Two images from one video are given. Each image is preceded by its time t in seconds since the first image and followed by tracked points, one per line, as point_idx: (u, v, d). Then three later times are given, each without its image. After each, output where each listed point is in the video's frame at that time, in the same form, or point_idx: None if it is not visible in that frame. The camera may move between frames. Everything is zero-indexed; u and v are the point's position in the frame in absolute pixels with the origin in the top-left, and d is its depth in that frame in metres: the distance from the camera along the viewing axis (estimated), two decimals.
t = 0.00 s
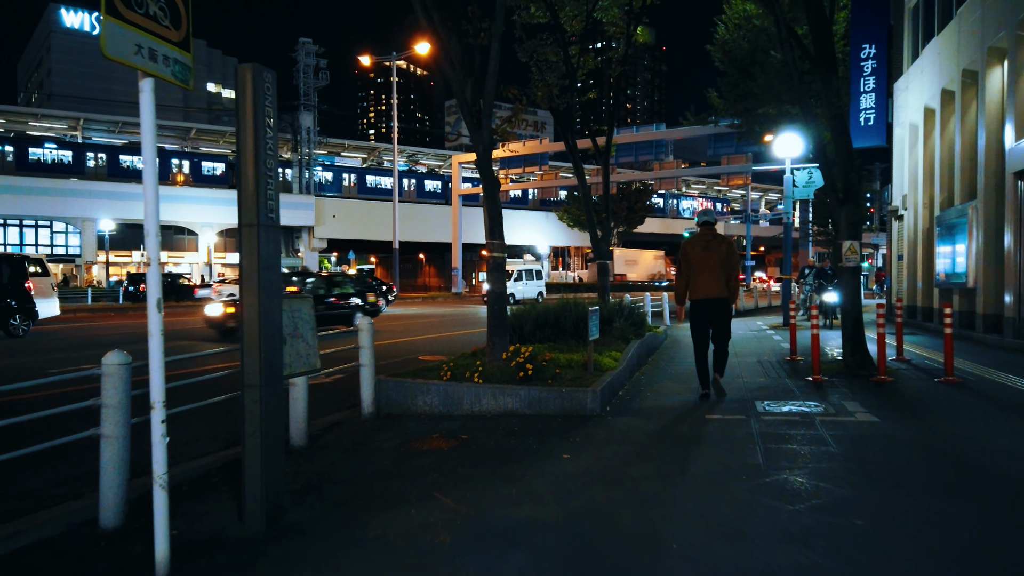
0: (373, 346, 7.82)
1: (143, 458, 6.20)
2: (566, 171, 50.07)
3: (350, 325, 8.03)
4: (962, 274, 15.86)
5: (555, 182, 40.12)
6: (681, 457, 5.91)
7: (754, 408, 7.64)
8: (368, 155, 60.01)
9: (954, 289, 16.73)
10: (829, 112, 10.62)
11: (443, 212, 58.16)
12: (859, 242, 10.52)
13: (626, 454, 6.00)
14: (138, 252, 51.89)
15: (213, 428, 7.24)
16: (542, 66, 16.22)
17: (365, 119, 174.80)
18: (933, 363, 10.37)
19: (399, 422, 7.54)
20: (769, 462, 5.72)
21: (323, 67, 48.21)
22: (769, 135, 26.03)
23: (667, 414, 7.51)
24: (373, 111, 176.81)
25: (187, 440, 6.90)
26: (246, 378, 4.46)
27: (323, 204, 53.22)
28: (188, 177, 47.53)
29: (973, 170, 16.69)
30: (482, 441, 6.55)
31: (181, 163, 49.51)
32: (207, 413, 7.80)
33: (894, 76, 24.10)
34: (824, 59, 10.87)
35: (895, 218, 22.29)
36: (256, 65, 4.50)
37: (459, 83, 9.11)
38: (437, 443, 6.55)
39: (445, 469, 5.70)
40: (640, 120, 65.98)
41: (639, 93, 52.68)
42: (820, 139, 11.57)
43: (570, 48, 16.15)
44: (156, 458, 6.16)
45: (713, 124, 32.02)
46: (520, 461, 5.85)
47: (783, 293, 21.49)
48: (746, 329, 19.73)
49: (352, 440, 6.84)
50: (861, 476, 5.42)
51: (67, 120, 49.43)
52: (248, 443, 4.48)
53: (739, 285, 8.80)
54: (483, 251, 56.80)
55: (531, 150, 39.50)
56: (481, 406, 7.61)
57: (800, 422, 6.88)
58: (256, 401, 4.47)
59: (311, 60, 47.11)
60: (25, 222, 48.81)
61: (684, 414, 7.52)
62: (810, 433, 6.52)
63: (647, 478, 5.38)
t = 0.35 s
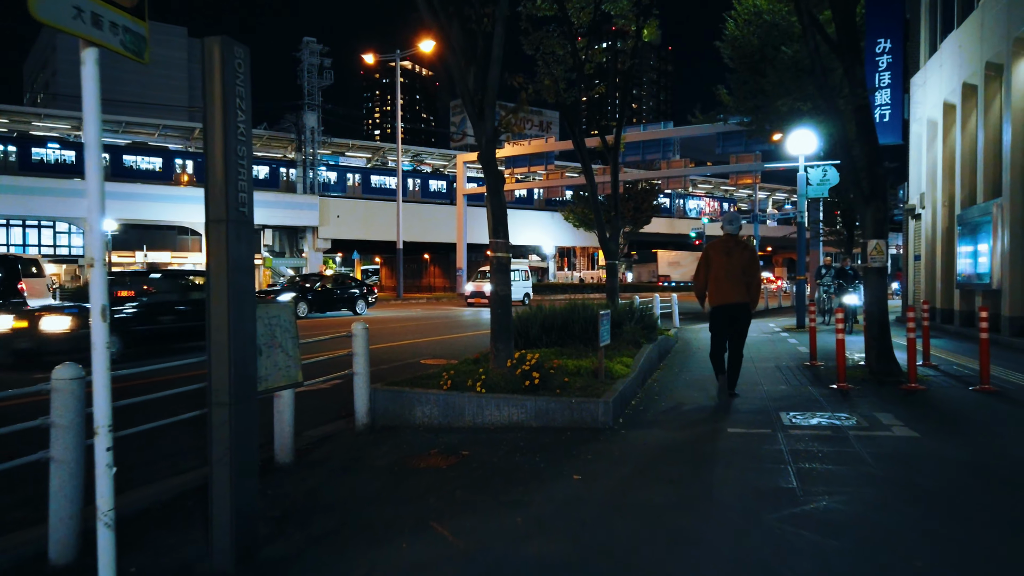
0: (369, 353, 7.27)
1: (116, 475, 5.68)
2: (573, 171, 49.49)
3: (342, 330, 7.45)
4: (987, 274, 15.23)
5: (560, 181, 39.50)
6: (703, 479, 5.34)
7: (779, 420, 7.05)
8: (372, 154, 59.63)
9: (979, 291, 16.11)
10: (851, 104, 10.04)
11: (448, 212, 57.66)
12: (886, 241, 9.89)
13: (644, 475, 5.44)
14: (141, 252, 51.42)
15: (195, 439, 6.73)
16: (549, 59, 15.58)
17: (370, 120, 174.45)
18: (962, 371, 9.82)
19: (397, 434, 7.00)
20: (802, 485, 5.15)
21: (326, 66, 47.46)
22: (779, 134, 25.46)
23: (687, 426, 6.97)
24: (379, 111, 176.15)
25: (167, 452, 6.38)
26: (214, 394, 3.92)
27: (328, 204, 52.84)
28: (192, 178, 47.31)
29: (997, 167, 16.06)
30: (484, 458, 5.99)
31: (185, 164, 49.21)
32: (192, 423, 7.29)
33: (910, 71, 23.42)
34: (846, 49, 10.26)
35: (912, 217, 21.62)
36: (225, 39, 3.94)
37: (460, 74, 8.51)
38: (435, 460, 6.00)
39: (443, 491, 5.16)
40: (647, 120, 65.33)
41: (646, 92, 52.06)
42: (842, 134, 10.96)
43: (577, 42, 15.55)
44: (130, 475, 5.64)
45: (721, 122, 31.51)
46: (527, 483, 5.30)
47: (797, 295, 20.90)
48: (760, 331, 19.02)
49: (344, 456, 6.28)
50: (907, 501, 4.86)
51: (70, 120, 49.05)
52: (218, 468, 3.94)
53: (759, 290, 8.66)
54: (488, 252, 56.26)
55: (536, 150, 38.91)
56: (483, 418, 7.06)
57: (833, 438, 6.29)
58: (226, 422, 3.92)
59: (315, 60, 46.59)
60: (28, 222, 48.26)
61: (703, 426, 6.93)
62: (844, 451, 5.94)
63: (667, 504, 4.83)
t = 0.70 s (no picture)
0: (354, 362, 6.70)
1: (70, 499, 5.13)
2: (574, 171, 48.96)
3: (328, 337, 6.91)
4: (1003, 275, 14.73)
5: (561, 181, 38.91)
6: (722, 506, 4.80)
7: (800, 434, 6.49)
8: (373, 154, 59.20)
9: (996, 293, 15.59)
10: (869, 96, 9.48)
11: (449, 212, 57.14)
12: (906, 241, 9.30)
13: (655, 502, 4.90)
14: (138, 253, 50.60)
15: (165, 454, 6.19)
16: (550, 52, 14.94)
17: (372, 120, 173.77)
18: (986, 378, 9.29)
19: (384, 450, 6.44)
20: (833, 515, 4.65)
21: (326, 65, 46.97)
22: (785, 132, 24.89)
23: (699, 441, 6.41)
24: (378, 112, 174.20)
25: (132, 471, 5.83)
26: (158, 416, 3.36)
27: (328, 205, 52.17)
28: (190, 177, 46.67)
29: (1013, 166, 15.53)
30: (478, 479, 5.45)
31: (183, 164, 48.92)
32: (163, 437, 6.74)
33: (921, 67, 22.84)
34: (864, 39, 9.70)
35: (923, 215, 21.05)
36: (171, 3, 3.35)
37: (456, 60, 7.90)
38: (424, 481, 5.46)
39: (434, 520, 4.65)
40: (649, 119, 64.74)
41: (648, 90, 51.51)
42: (859, 129, 10.39)
43: (580, 34, 14.92)
44: (87, 500, 5.10)
45: (725, 120, 30.98)
46: (527, 511, 4.77)
47: (806, 296, 20.36)
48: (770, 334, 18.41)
49: (325, 476, 5.74)
50: (958, 536, 4.31)
51: (68, 119, 48.60)
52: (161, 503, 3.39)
53: (772, 292, 9.46)
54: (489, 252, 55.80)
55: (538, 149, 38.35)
56: (480, 432, 6.52)
57: (861, 457, 5.74)
58: (171, 449, 3.37)
59: (315, 59, 46.08)
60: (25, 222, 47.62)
61: (718, 442, 6.36)
62: (874, 473, 5.42)
63: (680, 536, 4.31)
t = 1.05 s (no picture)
0: (331, 372, 6.16)
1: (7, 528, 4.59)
2: (574, 170, 48.42)
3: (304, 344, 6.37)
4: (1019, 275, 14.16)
5: (561, 180, 38.31)
6: (736, 537, 4.27)
7: (817, 449, 5.94)
8: (370, 154, 58.64)
9: (1010, 293, 15.00)
10: (884, 86, 8.92)
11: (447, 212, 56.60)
12: (925, 239, 8.73)
13: (660, 534, 4.34)
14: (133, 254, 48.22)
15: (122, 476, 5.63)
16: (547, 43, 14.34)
17: (371, 120, 173.10)
18: (1010, 384, 8.75)
19: (363, 468, 5.88)
20: (863, 547, 4.12)
21: (324, 63, 46.43)
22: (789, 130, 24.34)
23: (709, 457, 5.86)
24: (378, 112, 173.38)
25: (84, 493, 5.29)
26: (71, 446, 2.82)
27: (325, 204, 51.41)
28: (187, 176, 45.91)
29: None
30: (462, 505, 4.90)
31: (179, 163, 48.37)
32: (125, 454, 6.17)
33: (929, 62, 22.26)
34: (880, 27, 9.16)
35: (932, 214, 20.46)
36: None
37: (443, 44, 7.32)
38: (404, 506, 4.92)
39: (412, 553, 4.12)
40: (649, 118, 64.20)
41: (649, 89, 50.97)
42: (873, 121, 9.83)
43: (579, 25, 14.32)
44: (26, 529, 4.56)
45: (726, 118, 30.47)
46: (515, 543, 4.24)
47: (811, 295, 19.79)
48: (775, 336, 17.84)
49: (296, 499, 5.20)
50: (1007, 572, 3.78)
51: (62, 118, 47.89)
52: (75, 550, 2.85)
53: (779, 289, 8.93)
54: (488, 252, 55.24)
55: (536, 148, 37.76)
56: (468, 448, 5.97)
57: (889, 478, 5.18)
58: (89, 485, 2.84)
59: (313, 57, 45.54)
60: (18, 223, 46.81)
61: (729, 459, 5.80)
62: (904, 496, 4.88)
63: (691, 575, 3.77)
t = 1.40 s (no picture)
0: (301, 379, 5.61)
1: None
2: (570, 169, 47.87)
3: (271, 350, 5.81)
4: None
5: (557, 179, 37.75)
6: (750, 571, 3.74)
7: (835, 466, 5.40)
8: (365, 153, 58.03)
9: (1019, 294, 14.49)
10: (896, 74, 8.38)
11: (442, 212, 55.99)
12: (941, 236, 8.20)
13: (663, 567, 3.82)
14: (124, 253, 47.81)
15: (65, 497, 5.08)
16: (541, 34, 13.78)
17: (366, 120, 172.09)
18: None
19: (335, 487, 5.34)
20: None
21: (317, 61, 45.84)
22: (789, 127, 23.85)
23: (716, 475, 5.33)
24: (375, 113, 172.37)
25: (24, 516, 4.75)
26: None
27: (318, 203, 50.79)
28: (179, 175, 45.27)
29: None
30: (440, 534, 4.35)
31: (171, 162, 47.67)
32: (75, 470, 5.63)
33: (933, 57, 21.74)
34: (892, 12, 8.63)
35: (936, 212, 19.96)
36: None
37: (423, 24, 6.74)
38: (377, 532, 4.38)
39: None
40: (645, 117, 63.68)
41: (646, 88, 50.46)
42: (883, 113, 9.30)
43: (576, 16, 13.75)
44: None
45: (724, 115, 29.94)
46: None
47: (812, 296, 19.27)
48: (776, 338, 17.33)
49: (258, 523, 4.66)
50: None
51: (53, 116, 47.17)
52: None
53: (785, 291, 8.45)
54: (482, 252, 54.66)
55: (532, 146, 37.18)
56: (451, 465, 5.43)
57: (918, 499, 4.65)
58: None
59: (306, 55, 44.89)
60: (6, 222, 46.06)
61: (738, 476, 5.26)
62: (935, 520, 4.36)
63: None
